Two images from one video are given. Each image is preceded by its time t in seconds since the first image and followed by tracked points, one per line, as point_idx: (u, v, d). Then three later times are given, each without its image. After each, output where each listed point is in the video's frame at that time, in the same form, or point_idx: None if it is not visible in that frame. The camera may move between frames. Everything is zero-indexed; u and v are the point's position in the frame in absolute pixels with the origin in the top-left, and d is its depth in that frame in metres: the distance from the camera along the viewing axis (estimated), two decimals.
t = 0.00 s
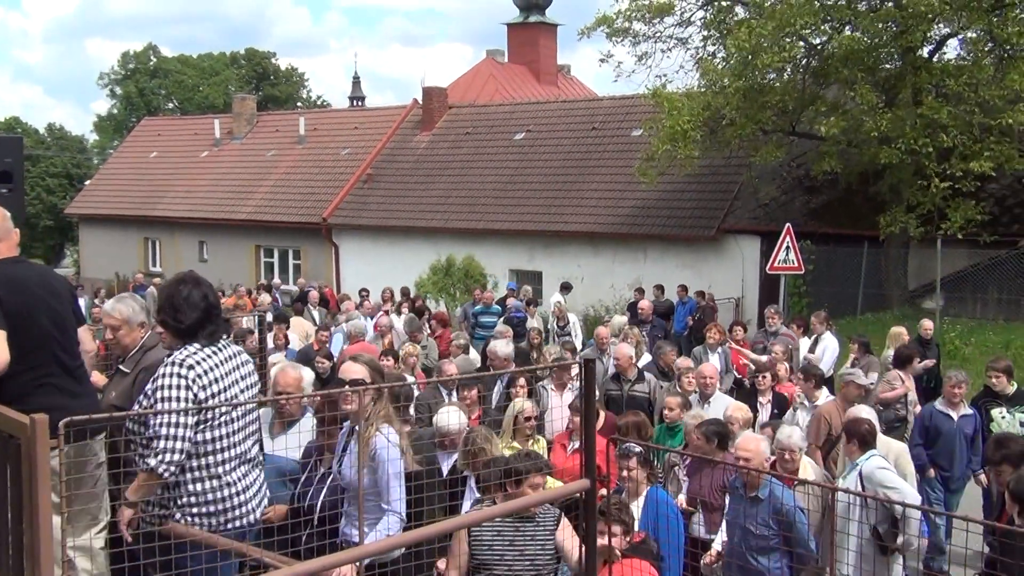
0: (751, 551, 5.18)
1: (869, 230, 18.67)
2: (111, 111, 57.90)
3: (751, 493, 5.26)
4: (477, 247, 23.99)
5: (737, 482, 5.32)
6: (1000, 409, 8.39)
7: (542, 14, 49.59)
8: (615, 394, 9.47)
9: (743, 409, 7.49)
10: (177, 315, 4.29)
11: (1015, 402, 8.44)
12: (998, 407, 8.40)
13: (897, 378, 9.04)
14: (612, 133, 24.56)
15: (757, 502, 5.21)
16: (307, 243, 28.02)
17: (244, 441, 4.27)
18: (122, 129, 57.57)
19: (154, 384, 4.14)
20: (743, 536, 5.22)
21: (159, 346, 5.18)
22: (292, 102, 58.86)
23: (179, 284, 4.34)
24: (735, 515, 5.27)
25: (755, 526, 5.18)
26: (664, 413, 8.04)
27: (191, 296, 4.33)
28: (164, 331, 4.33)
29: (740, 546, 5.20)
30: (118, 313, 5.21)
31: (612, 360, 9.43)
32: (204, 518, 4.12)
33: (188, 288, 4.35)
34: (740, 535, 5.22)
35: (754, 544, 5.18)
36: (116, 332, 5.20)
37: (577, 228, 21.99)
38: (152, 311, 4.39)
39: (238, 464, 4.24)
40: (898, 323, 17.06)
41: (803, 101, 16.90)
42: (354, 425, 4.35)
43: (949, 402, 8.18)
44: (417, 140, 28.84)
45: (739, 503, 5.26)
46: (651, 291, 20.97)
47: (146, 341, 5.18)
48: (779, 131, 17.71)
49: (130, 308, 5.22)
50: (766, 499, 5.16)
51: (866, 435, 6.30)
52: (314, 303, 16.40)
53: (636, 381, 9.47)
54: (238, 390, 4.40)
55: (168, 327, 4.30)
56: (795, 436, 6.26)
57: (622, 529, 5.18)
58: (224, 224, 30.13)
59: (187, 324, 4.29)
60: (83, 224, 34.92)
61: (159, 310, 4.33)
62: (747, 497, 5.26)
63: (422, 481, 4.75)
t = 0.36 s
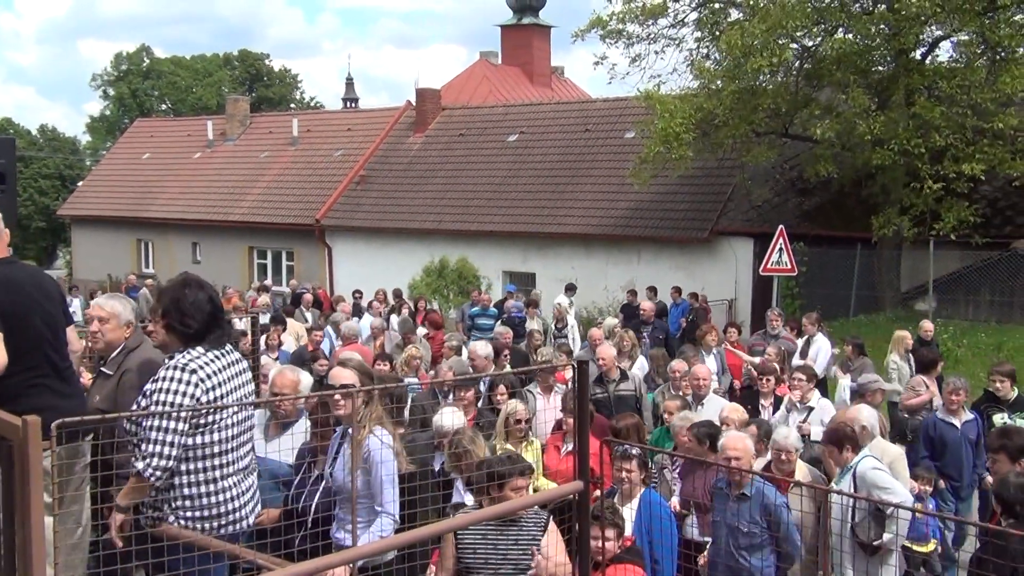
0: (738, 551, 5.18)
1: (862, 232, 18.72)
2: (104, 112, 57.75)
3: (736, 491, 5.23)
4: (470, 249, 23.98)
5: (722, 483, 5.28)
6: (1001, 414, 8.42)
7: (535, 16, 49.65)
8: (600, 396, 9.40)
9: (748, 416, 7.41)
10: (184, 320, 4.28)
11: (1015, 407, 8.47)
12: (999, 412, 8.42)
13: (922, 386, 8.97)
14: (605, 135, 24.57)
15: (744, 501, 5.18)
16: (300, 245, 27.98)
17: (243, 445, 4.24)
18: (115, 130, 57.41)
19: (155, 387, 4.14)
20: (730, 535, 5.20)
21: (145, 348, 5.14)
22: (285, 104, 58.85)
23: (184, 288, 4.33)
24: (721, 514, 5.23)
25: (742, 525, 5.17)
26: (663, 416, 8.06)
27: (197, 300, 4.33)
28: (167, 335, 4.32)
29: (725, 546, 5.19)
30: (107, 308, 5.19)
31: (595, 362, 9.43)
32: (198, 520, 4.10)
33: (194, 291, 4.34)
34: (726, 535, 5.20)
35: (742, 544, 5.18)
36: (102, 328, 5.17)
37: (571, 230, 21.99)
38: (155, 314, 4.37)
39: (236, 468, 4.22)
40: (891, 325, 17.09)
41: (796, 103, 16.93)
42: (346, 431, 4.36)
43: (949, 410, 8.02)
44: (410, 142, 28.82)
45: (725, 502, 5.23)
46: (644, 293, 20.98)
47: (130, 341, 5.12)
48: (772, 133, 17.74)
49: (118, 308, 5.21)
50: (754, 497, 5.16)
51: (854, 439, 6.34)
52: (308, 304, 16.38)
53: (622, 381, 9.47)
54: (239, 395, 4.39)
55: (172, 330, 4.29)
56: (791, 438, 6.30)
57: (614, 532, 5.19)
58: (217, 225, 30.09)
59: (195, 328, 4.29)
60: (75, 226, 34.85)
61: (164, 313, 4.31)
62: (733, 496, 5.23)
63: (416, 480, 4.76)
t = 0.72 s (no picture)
0: (725, 549, 5.20)
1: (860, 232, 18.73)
2: (102, 112, 57.63)
3: (721, 489, 5.27)
4: (469, 249, 23.96)
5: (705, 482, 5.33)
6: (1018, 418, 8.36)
7: (534, 15, 49.68)
8: (599, 398, 9.42)
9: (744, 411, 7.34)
10: (180, 317, 4.28)
11: None
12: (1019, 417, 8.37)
13: (947, 386, 8.56)
14: (603, 135, 24.57)
15: (729, 497, 5.22)
16: (299, 245, 27.96)
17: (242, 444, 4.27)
18: (114, 130, 57.34)
19: (155, 385, 4.14)
20: (717, 533, 5.24)
21: (120, 344, 5.16)
22: (284, 103, 58.87)
23: (182, 286, 4.32)
24: (706, 512, 5.28)
25: (728, 522, 5.22)
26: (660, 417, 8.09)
27: (194, 299, 4.32)
28: (163, 332, 4.31)
29: (711, 546, 5.22)
30: (82, 306, 5.21)
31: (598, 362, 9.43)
32: (199, 518, 4.12)
33: (191, 289, 4.33)
34: (714, 533, 5.24)
35: (728, 541, 5.21)
36: (75, 326, 5.19)
37: (569, 230, 21.99)
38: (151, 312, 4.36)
39: (236, 468, 4.24)
40: (890, 325, 17.10)
41: (795, 103, 16.94)
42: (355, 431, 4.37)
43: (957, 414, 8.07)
44: (409, 142, 28.81)
45: (711, 501, 5.28)
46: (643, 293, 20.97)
47: (106, 339, 5.15)
48: (771, 133, 17.75)
49: (92, 306, 5.21)
50: (739, 493, 5.21)
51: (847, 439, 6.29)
52: (306, 304, 16.38)
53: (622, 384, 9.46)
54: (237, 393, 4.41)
55: (167, 326, 4.29)
56: (791, 438, 6.31)
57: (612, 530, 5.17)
58: (216, 225, 30.07)
59: (191, 326, 4.28)
60: (73, 225, 34.81)
61: (160, 308, 4.31)
62: (718, 494, 5.28)
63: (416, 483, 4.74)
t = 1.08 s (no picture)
0: (722, 548, 5.24)
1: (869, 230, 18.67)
2: (110, 111, 57.70)
3: (716, 489, 5.19)
4: (476, 246, 23.96)
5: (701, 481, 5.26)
6: None
7: (542, 13, 49.69)
8: (611, 397, 9.44)
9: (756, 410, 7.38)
10: (185, 312, 4.28)
11: None
12: None
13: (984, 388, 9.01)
14: (611, 133, 24.55)
15: (725, 496, 5.18)
16: (307, 243, 28.00)
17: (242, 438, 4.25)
18: (122, 128, 57.40)
19: (153, 379, 4.13)
20: (715, 533, 5.26)
21: (109, 315, 5.34)
22: (291, 101, 58.99)
23: (191, 283, 4.34)
24: (702, 512, 5.28)
25: (726, 522, 5.21)
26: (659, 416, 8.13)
27: (202, 295, 4.33)
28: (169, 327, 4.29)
29: (708, 547, 5.25)
30: (72, 277, 5.39)
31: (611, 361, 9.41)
32: (200, 513, 4.12)
33: (198, 285, 4.35)
34: (711, 534, 5.26)
35: (727, 540, 5.23)
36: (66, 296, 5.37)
37: (576, 228, 22.00)
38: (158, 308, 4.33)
39: (236, 461, 4.23)
40: (898, 323, 17.06)
41: (803, 102, 16.91)
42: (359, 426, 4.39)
43: (989, 416, 8.09)
44: (417, 140, 28.83)
45: (708, 501, 5.22)
46: (650, 291, 20.96)
47: (95, 309, 5.33)
48: (779, 132, 17.74)
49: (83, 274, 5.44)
50: (736, 492, 5.15)
51: (852, 436, 6.29)
52: (313, 303, 16.39)
53: (632, 383, 9.46)
54: (235, 387, 4.40)
55: (173, 319, 4.29)
56: (798, 438, 6.30)
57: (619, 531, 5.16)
58: (223, 223, 30.13)
59: (197, 320, 4.29)
60: (82, 223, 34.91)
61: (168, 300, 4.32)
62: (714, 494, 5.20)
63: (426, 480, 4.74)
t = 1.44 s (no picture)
0: (747, 546, 5.19)
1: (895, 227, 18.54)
2: (136, 108, 58.09)
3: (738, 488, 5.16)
4: (500, 243, 23.98)
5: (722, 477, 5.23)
6: None
7: (566, 10, 49.66)
8: (636, 394, 9.42)
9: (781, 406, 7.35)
10: (205, 306, 4.31)
11: None
12: None
13: None
14: (635, 130, 24.51)
15: (747, 495, 5.16)
16: (332, 240, 28.11)
17: (262, 429, 4.29)
18: (148, 125, 57.78)
19: (173, 370, 4.16)
20: (739, 531, 5.19)
21: (143, 307, 5.37)
22: (316, 98, 59.27)
23: (209, 276, 4.37)
24: (724, 512, 5.22)
25: (750, 520, 5.16)
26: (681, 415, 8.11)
27: (219, 288, 4.36)
28: (189, 321, 4.33)
29: (733, 546, 5.18)
30: (110, 266, 5.25)
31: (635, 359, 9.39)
32: (221, 504, 4.14)
33: (213, 278, 4.38)
34: (735, 533, 5.19)
35: (750, 537, 5.19)
36: (104, 289, 5.21)
37: (599, 225, 21.98)
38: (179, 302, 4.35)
39: (256, 453, 4.26)
40: (924, 320, 16.94)
41: (828, 98, 16.82)
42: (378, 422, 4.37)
43: None
44: (441, 136, 28.88)
45: (729, 498, 5.19)
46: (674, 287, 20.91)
47: (131, 301, 5.32)
48: (804, 128, 17.67)
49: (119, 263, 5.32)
50: (759, 490, 5.14)
51: (879, 431, 6.26)
52: (337, 299, 16.47)
53: (657, 380, 9.45)
54: (255, 379, 4.42)
55: (193, 316, 4.32)
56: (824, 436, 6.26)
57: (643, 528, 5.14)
58: (248, 220, 30.29)
59: (217, 312, 4.31)
60: (109, 220, 35.20)
61: (186, 296, 4.35)
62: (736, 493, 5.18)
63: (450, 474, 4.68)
